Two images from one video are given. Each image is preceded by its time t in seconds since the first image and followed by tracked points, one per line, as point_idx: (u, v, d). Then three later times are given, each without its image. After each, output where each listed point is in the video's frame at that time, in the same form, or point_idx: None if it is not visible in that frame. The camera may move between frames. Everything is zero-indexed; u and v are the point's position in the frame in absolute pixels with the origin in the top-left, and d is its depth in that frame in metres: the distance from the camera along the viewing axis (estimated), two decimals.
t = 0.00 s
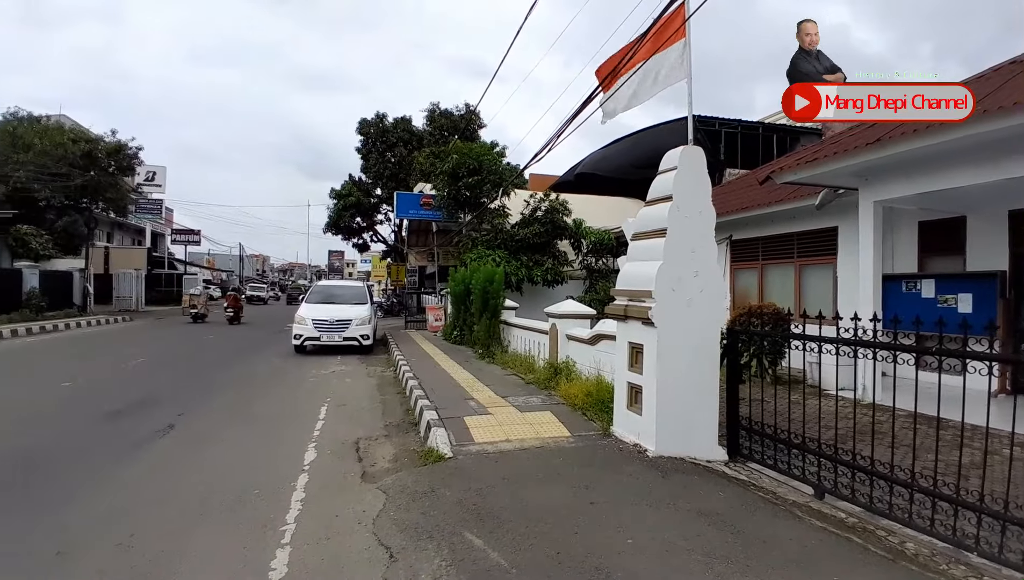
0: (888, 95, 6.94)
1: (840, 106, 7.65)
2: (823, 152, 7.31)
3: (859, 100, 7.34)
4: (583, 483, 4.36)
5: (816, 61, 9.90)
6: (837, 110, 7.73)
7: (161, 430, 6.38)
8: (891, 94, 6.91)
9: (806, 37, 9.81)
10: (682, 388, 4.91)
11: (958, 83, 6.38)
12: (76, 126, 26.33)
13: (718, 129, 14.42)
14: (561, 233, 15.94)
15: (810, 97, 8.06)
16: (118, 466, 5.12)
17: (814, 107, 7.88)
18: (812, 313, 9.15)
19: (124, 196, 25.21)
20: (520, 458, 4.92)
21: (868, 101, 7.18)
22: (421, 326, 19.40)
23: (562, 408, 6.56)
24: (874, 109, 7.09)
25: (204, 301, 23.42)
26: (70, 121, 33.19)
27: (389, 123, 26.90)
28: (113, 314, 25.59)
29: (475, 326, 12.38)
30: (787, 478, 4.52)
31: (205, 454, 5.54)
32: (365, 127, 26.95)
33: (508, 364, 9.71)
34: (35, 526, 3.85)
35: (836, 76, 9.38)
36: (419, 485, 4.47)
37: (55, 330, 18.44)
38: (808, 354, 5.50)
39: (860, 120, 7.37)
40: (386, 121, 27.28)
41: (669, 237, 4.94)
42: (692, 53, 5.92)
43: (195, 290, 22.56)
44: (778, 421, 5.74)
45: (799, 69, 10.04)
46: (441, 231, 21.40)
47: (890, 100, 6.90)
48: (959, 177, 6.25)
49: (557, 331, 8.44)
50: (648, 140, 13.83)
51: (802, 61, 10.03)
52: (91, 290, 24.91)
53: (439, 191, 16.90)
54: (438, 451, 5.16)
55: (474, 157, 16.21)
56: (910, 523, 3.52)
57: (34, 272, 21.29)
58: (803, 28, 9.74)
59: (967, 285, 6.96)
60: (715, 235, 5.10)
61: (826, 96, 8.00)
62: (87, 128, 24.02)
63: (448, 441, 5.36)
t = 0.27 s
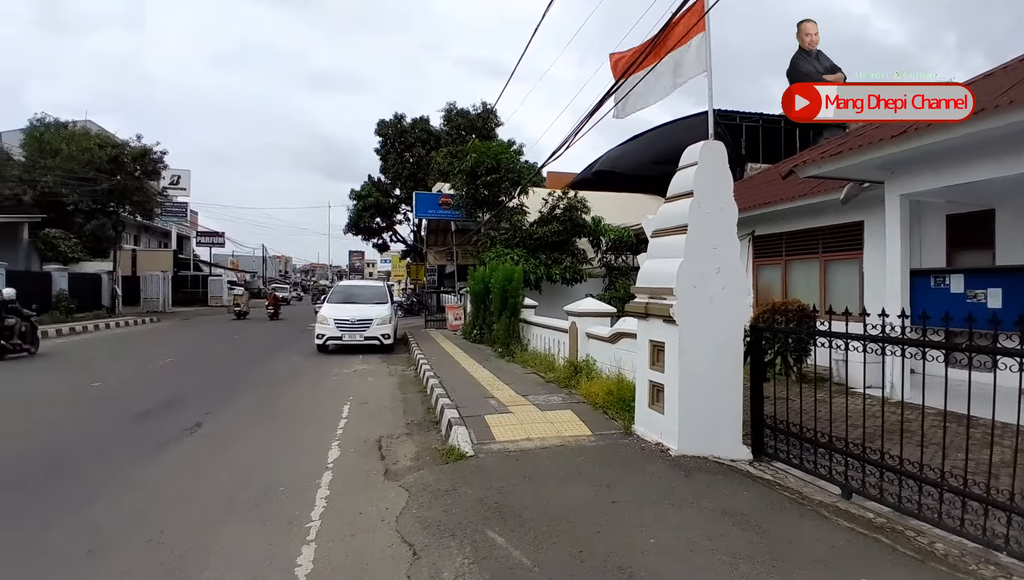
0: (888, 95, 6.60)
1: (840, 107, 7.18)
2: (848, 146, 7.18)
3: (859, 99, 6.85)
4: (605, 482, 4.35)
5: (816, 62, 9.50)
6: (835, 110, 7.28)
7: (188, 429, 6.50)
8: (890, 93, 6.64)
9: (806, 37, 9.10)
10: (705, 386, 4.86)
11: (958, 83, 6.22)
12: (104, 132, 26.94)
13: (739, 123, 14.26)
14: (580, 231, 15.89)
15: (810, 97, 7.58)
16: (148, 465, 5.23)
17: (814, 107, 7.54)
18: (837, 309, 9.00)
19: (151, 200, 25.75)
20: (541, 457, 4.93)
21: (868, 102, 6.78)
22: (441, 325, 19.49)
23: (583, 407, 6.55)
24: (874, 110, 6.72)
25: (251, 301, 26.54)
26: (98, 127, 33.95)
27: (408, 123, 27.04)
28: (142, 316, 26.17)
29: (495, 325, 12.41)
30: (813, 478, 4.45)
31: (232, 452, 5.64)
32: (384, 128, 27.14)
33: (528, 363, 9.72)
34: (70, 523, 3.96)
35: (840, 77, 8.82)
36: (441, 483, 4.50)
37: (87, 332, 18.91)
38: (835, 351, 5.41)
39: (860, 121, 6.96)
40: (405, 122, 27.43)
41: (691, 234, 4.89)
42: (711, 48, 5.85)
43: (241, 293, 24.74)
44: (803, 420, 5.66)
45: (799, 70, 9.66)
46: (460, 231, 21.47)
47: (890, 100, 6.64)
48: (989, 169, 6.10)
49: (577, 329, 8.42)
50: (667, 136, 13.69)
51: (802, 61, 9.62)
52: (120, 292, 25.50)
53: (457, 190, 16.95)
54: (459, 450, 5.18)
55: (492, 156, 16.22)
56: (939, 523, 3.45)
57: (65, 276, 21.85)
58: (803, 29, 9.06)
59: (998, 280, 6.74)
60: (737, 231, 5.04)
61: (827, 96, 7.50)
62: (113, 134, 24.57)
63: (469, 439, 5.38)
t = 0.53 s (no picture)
0: (888, 96, 7.02)
1: (841, 106, 7.63)
2: (879, 143, 7.01)
3: (861, 99, 7.31)
4: (630, 484, 4.31)
5: (816, 62, 9.46)
6: (833, 108, 7.69)
7: (218, 426, 6.62)
8: (891, 93, 7.07)
9: (806, 37, 8.66)
10: (731, 388, 4.78)
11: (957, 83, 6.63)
12: (137, 137, 27.66)
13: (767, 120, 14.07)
14: (603, 231, 15.81)
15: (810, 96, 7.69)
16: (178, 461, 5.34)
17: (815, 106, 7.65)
18: (869, 310, 8.79)
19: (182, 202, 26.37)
20: (565, 458, 4.91)
21: (869, 102, 7.30)
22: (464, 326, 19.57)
23: (607, 408, 6.51)
24: (873, 109, 7.21)
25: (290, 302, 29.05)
26: (131, 132, 34.86)
27: (431, 125, 27.20)
28: (173, 316, 26.76)
29: (518, 325, 12.42)
30: (844, 482, 4.35)
31: (259, 449, 5.73)
32: (407, 130, 27.35)
33: (551, 363, 9.70)
34: (104, 518, 4.06)
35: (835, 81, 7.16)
36: (464, 483, 4.51)
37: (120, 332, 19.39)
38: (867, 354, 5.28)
39: (861, 119, 7.55)
40: (428, 124, 27.61)
41: (717, 233, 4.83)
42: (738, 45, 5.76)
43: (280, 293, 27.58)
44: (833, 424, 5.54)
45: (799, 70, 9.62)
46: (483, 231, 21.53)
47: (890, 100, 7.07)
48: None
49: (600, 330, 8.37)
50: (690, 135, 13.53)
51: (802, 61, 9.58)
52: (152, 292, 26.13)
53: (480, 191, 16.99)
54: (483, 450, 5.18)
55: (515, 156, 16.23)
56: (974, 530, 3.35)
57: (100, 277, 22.44)
58: (803, 28, 8.62)
59: None
60: (765, 230, 4.95)
61: (827, 96, 7.65)
62: (145, 139, 25.20)
63: (493, 439, 5.39)
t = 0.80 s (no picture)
0: (889, 96, 7.00)
1: (840, 106, 7.21)
2: (912, 140, 6.83)
3: (860, 99, 7.19)
4: (656, 487, 4.27)
5: (816, 62, 9.17)
6: (832, 110, 7.19)
7: (247, 423, 6.74)
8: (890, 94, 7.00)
9: (806, 37, 7.28)
10: (760, 390, 4.71)
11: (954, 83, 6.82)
12: (168, 140, 28.33)
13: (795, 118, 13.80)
14: (628, 230, 15.70)
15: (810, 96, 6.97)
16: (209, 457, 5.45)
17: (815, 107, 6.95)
18: (902, 312, 8.58)
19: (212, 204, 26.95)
20: (589, 459, 4.88)
21: (868, 102, 7.19)
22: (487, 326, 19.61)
23: (631, 409, 6.46)
24: (874, 109, 7.13)
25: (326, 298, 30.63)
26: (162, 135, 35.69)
27: (454, 126, 27.32)
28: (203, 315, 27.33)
29: (541, 325, 12.39)
30: (876, 488, 4.24)
31: (287, 446, 5.81)
32: (431, 132, 27.51)
33: (575, 364, 9.66)
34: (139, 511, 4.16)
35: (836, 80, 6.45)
36: (489, 482, 4.52)
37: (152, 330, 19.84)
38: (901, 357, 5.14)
39: (860, 120, 7.36)
40: (451, 125, 27.74)
41: (745, 232, 4.75)
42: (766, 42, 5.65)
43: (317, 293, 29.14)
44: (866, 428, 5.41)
45: (799, 70, 9.26)
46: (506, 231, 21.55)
47: (890, 100, 7.02)
48: None
49: (625, 330, 8.30)
50: (716, 133, 13.35)
51: (801, 61, 9.23)
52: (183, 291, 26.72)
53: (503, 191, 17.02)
54: (507, 449, 5.18)
55: (538, 156, 16.20)
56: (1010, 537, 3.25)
57: (133, 276, 23.01)
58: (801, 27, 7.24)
59: None
60: (795, 230, 4.86)
61: (827, 96, 7.00)
62: (177, 142, 25.83)
63: (517, 440, 5.38)
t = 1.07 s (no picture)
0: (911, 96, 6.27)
1: (841, 106, 5.22)
2: (944, 132, 6.65)
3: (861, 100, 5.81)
4: (679, 486, 4.23)
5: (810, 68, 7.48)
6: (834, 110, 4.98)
7: (272, 418, 6.84)
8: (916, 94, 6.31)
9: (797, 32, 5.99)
10: (786, 388, 4.64)
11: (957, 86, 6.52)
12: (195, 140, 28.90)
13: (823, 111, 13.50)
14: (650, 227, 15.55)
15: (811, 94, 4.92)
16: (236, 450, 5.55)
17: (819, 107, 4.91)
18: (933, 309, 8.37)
19: (238, 202, 27.45)
20: (611, 457, 4.85)
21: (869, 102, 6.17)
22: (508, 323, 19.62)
23: (654, 407, 6.41)
24: (875, 111, 5.91)
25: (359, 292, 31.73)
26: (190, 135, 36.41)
27: (475, 123, 27.37)
28: (229, 312, 27.86)
29: (562, 323, 12.36)
30: (905, 489, 4.14)
31: (311, 441, 5.89)
32: (452, 129, 27.60)
33: (596, 361, 9.61)
34: (169, 503, 4.25)
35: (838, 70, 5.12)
36: (510, 479, 4.52)
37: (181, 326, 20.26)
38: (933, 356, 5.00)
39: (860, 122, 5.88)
40: (471, 122, 27.79)
41: (772, 228, 4.68)
42: (793, 34, 5.55)
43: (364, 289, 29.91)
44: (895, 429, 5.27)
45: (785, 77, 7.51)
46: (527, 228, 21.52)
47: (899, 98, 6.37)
48: None
49: (647, 328, 8.24)
50: (741, 128, 13.15)
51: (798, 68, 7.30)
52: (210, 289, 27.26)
53: (525, 188, 17.05)
54: (528, 446, 5.18)
55: (559, 153, 16.13)
56: None
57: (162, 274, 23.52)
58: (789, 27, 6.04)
59: None
60: (824, 225, 4.77)
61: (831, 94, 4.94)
62: (204, 142, 26.37)
63: (538, 437, 5.38)
